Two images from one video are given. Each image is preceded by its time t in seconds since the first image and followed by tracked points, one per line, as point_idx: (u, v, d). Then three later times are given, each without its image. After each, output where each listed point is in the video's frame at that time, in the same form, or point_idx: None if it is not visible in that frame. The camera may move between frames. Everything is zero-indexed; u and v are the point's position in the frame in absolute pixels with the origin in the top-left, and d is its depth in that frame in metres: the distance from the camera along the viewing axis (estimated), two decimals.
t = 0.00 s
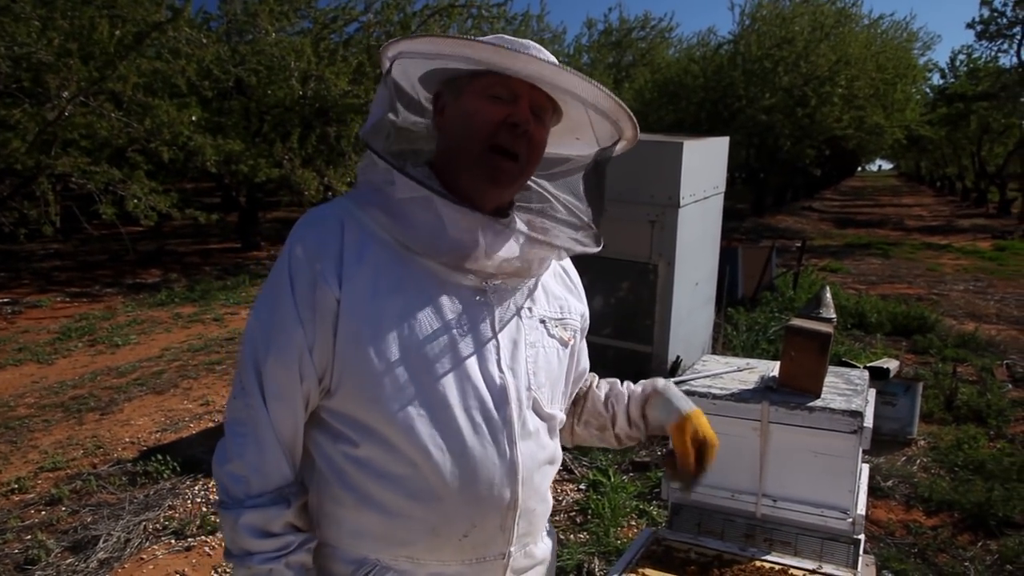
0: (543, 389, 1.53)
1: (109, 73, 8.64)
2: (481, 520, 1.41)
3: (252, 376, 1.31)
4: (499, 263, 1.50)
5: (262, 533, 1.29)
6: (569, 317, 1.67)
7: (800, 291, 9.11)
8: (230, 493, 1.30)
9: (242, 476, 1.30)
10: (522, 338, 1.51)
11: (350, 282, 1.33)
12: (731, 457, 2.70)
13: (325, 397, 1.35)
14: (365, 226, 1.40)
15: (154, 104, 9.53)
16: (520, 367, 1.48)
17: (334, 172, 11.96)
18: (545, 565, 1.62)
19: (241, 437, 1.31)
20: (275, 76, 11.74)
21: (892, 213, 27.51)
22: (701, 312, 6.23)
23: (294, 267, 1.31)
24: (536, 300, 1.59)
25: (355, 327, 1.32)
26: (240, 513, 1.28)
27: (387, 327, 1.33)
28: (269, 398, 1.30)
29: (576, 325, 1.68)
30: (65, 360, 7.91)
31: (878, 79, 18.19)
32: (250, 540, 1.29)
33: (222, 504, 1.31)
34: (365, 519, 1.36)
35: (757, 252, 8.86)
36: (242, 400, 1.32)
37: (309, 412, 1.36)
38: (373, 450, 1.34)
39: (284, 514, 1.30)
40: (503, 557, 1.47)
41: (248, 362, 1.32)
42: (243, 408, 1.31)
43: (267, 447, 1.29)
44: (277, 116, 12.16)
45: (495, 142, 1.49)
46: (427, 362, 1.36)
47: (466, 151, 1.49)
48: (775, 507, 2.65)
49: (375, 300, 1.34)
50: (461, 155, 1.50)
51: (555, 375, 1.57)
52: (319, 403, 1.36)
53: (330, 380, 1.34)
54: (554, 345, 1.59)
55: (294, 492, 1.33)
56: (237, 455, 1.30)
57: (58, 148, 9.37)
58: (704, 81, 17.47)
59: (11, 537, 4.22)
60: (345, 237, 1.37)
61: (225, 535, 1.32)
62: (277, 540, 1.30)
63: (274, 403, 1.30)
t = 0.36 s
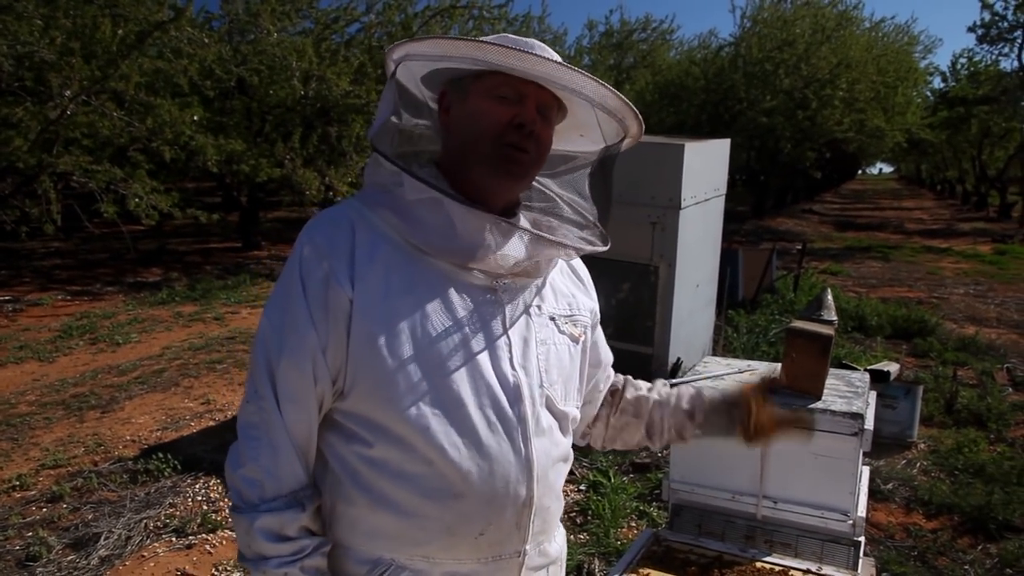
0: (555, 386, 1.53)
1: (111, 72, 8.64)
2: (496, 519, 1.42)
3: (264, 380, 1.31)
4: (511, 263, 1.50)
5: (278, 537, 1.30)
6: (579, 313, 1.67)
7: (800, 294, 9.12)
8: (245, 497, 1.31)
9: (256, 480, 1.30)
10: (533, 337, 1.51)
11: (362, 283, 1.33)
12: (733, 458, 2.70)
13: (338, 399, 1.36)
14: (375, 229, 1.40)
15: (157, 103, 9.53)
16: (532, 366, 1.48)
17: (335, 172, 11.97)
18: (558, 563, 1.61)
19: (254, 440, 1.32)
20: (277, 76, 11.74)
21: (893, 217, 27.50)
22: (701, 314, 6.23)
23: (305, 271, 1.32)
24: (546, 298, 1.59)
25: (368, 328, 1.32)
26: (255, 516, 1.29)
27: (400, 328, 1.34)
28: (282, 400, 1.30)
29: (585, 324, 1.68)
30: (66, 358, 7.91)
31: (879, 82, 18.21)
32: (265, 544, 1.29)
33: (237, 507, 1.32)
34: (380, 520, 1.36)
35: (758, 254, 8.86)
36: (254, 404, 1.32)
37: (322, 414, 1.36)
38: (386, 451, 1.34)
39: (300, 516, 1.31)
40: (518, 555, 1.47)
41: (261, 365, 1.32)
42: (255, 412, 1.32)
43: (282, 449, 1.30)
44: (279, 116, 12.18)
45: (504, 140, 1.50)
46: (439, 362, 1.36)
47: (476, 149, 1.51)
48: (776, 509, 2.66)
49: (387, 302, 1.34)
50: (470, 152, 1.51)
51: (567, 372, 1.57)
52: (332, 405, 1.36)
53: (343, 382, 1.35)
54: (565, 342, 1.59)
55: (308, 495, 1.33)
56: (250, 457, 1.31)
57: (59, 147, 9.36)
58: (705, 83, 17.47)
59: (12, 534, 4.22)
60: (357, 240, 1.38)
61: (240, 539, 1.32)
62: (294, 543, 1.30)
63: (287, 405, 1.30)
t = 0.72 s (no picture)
0: (558, 385, 1.54)
1: (111, 67, 8.62)
2: (493, 514, 1.43)
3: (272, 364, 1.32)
4: (523, 267, 1.49)
5: (275, 520, 1.31)
6: (586, 317, 1.69)
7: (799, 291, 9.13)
8: (245, 478, 1.32)
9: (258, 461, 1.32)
10: (539, 337, 1.51)
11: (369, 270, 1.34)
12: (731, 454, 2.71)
13: (343, 387, 1.36)
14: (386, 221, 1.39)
15: (157, 98, 9.51)
16: (537, 365, 1.48)
17: (335, 168, 11.96)
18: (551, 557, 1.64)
19: (257, 423, 1.32)
20: (277, 71, 11.71)
21: (893, 215, 27.48)
22: (701, 311, 6.24)
23: (316, 257, 1.33)
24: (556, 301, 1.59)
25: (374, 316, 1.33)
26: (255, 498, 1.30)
27: (409, 320, 1.34)
28: (287, 385, 1.31)
29: (589, 330, 1.69)
30: (65, 353, 7.92)
31: (880, 81, 18.20)
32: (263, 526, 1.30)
33: (239, 486, 1.33)
34: (377, 509, 1.37)
35: (758, 251, 8.86)
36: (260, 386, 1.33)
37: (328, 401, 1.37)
38: (385, 441, 1.35)
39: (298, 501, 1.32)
40: (511, 552, 1.49)
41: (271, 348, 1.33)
42: (261, 394, 1.33)
43: (284, 434, 1.30)
44: (279, 111, 12.17)
45: (533, 161, 1.47)
46: (448, 356, 1.36)
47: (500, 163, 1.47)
48: (774, 504, 2.67)
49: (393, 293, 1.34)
50: (495, 165, 1.48)
51: (568, 374, 1.58)
52: (338, 392, 1.37)
53: (348, 369, 1.35)
54: (570, 344, 1.60)
55: (308, 480, 1.34)
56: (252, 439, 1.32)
57: (59, 141, 9.35)
58: (706, 80, 17.43)
59: (12, 528, 4.24)
60: (369, 228, 1.37)
61: (238, 517, 1.33)
62: (289, 528, 1.31)
63: (293, 391, 1.31)
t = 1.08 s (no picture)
0: (560, 387, 1.49)
1: (108, 66, 8.59)
2: (511, 516, 1.38)
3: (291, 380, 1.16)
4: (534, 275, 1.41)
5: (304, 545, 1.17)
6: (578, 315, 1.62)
7: (795, 291, 9.15)
8: (269, 504, 1.16)
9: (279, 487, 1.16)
10: (546, 340, 1.45)
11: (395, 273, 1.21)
12: (726, 452, 2.72)
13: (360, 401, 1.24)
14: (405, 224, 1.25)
15: (153, 97, 9.49)
16: (546, 368, 1.43)
17: (332, 168, 11.96)
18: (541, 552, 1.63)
19: (280, 446, 1.16)
20: (273, 70, 11.69)
21: (888, 215, 27.58)
22: (697, 311, 6.24)
23: (341, 263, 1.17)
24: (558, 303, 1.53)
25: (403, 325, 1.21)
26: (286, 526, 1.14)
27: (438, 332, 1.23)
28: (312, 404, 1.16)
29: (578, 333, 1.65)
30: (61, 352, 7.90)
31: (877, 81, 18.22)
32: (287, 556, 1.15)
33: (257, 513, 1.16)
34: (392, 516, 1.29)
35: (754, 251, 8.86)
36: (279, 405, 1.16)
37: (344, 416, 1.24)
38: (405, 456, 1.25)
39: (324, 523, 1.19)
40: (519, 548, 1.45)
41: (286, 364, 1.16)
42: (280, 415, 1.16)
43: (311, 458, 1.16)
44: (276, 110, 12.15)
45: (556, 211, 1.33)
46: (474, 366, 1.27)
47: (522, 209, 1.32)
48: (770, 503, 2.67)
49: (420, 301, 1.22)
50: (519, 206, 1.32)
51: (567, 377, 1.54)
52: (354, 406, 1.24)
53: (369, 383, 1.23)
54: (568, 344, 1.56)
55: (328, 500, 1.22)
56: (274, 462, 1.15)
57: (55, 140, 9.32)
58: (702, 80, 17.41)
59: (7, 527, 4.23)
60: (391, 229, 1.23)
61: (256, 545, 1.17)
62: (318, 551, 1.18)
63: (317, 411, 1.17)
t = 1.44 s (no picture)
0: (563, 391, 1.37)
1: (110, 59, 8.57)
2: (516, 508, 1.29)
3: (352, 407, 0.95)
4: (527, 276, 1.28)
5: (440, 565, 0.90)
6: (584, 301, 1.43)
7: (798, 285, 9.13)
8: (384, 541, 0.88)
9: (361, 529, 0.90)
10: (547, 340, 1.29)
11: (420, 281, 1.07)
12: (731, 445, 2.73)
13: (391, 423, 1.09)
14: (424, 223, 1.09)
15: (156, 91, 9.49)
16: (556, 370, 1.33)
17: (335, 161, 11.95)
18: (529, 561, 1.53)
19: (374, 476, 0.90)
20: (276, 63, 11.67)
21: (892, 208, 27.52)
22: (701, 304, 6.23)
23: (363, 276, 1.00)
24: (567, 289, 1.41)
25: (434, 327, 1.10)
26: (406, 556, 0.88)
27: (455, 344, 1.11)
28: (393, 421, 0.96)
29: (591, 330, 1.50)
30: (66, 345, 7.92)
31: (881, 74, 18.13)
32: None
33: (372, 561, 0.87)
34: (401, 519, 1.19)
35: (758, 244, 8.83)
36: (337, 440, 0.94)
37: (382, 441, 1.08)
38: (426, 470, 1.14)
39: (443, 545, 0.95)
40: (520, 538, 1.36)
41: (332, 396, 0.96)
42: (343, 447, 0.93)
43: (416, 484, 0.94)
44: (279, 104, 12.13)
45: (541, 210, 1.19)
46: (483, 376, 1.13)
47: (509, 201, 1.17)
48: (774, 496, 2.67)
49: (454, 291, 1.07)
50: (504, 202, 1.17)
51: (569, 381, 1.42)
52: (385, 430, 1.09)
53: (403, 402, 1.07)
54: (574, 340, 1.41)
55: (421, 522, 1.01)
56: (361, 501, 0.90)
57: (58, 134, 9.32)
58: (706, 73, 17.31)
59: (13, 519, 4.25)
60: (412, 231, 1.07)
61: None
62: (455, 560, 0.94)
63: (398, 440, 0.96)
